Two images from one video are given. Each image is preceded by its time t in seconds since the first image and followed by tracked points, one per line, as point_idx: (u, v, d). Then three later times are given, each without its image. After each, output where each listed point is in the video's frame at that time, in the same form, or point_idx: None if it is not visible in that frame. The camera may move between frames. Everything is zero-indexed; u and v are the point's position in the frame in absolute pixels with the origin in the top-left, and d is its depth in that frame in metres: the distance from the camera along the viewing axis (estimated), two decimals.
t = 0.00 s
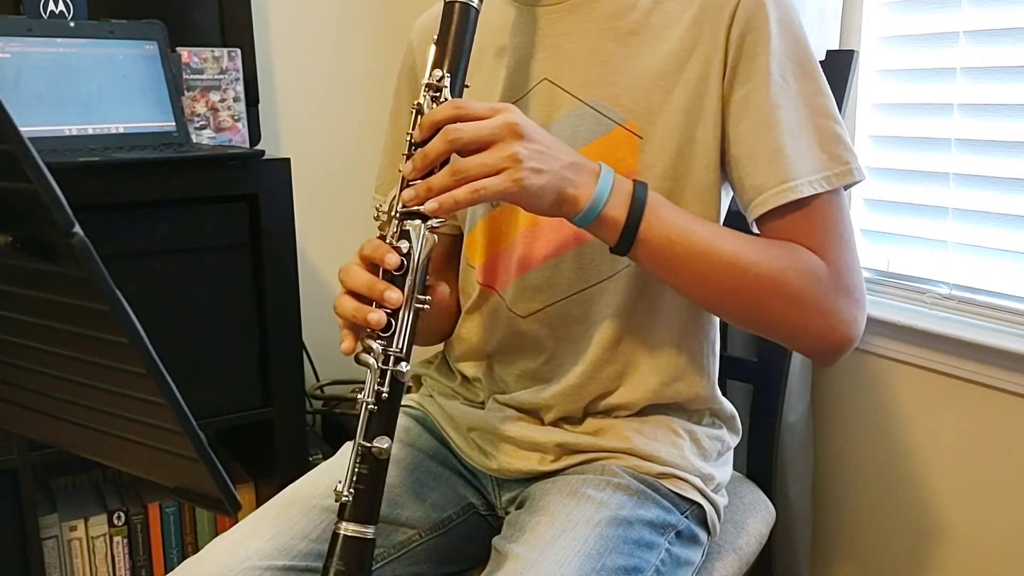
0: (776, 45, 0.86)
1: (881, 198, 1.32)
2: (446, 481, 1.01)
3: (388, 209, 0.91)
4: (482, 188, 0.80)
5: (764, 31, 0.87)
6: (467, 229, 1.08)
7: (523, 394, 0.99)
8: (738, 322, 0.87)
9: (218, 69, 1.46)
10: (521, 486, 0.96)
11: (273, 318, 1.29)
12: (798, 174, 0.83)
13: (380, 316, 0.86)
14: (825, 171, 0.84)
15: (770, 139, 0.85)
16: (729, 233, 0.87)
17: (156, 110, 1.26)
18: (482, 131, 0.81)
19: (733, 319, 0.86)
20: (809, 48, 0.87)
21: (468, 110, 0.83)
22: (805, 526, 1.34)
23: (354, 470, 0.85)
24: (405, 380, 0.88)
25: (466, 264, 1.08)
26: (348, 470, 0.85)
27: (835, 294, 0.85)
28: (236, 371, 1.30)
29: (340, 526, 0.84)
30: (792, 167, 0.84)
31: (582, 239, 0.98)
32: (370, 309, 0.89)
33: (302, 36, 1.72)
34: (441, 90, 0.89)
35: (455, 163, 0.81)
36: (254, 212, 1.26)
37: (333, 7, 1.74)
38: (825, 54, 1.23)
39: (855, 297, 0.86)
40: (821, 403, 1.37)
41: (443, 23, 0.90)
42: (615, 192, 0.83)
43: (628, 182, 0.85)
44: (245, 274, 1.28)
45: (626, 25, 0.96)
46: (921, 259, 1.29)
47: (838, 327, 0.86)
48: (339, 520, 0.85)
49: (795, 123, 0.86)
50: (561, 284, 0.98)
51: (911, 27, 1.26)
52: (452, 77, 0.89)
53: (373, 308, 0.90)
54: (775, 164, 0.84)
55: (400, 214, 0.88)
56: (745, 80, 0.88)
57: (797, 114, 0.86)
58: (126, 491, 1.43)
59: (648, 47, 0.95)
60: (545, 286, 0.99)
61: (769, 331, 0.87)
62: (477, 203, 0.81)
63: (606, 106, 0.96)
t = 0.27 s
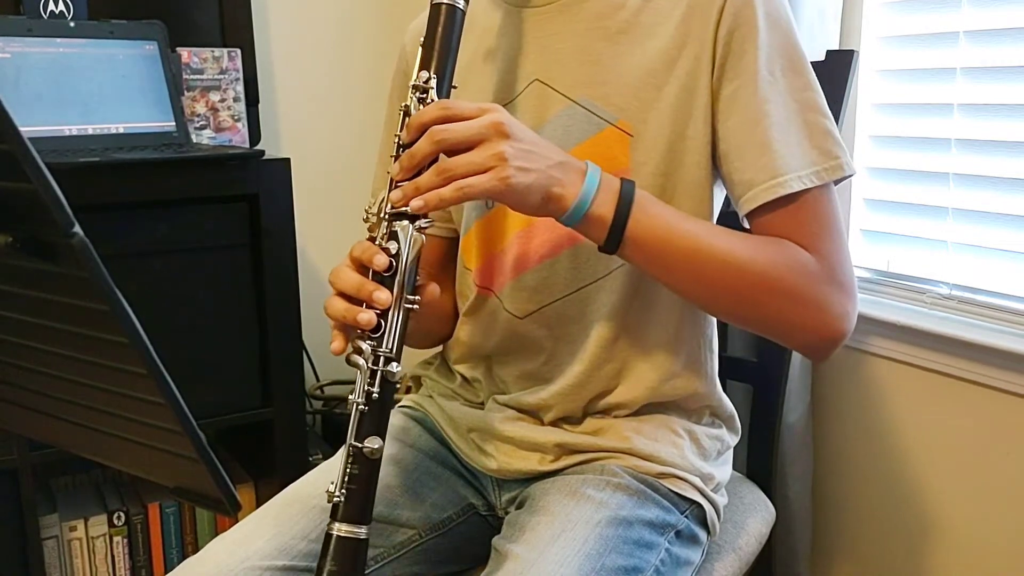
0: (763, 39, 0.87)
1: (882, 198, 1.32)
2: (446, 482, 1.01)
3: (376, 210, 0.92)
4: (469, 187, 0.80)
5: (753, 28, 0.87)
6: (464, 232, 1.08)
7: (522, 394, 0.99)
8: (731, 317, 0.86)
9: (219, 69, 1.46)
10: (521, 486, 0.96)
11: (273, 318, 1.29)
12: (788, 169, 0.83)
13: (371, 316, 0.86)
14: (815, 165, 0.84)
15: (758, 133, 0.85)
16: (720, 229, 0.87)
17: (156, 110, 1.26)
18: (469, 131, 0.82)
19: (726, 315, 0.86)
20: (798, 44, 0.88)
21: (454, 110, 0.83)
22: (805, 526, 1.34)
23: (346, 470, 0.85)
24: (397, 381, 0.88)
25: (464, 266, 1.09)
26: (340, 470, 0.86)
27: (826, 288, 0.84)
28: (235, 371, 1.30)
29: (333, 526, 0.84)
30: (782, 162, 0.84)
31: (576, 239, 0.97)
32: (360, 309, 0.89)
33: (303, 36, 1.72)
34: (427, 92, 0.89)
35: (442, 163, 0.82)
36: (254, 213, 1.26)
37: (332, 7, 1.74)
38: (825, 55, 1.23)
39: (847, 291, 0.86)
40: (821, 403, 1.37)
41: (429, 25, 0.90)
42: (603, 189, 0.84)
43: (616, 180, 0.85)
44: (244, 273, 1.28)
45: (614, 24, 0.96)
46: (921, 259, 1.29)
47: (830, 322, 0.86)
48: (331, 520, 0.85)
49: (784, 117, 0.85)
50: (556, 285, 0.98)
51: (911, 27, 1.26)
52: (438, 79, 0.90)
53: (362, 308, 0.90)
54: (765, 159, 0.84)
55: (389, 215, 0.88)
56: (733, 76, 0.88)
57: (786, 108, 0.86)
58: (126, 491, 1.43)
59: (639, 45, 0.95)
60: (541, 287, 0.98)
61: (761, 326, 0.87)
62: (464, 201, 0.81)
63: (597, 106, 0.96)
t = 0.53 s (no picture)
0: (756, 38, 0.87)
1: (881, 198, 1.32)
2: (446, 482, 1.01)
3: (369, 215, 0.92)
4: (460, 189, 0.81)
5: (746, 27, 0.87)
6: (460, 234, 1.08)
7: (521, 395, 0.99)
8: (725, 317, 0.86)
9: (218, 69, 1.46)
10: (521, 486, 0.96)
11: (272, 318, 1.29)
12: (782, 167, 0.83)
13: (363, 319, 0.86)
14: (810, 163, 0.84)
15: (751, 131, 0.85)
16: (713, 229, 0.86)
17: (156, 110, 1.26)
18: (458, 133, 0.82)
19: (720, 314, 0.86)
20: (792, 42, 0.88)
21: (445, 113, 0.84)
22: (805, 525, 1.34)
23: (339, 472, 0.85)
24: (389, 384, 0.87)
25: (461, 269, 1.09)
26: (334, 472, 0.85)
27: (820, 286, 0.84)
28: (235, 370, 1.30)
29: (327, 528, 0.84)
30: (777, 160, 0.84)
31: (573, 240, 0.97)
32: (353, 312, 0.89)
33: (303, 36, 1.72)
34: (419, 95, 0.89)
35: (432, 166, 0.82)
36: (254, 213, 1.27)
37: (331, 7, 1.74)
38: (824, 55, 1.23)
39: (842, 289, 0.86)
40: (821, 403, 1.37)
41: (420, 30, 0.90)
42: (594, 189, 0.83)
43: (609, 181, 0.85)
44: (244, 273, 1.28)
45: (607, 24, 0.96)
46: (921, 259, 1.29)
47: (825, 320, 0.86)
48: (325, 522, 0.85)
49: (778, 115, 0.85)
50: (553, 286, 0.98)
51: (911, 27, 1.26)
52: (429, 82, 0.89)
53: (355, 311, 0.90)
54: (759, 158, 0.84)
55: (381, 219, 0.88)
56: (727, 75, 0.88)
57: (780, 106, 0.86)
58: (126, 491, 1.43)
59: (634, 45, 0.95)
60: (539, 287, 0.98)
61: (755, 325, 0.87)
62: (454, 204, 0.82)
63: (591, 106, 0.96)
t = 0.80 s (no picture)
0: (757, 40, 0.87)
1: (882, 198, 1.32)
2: (446, 482, 1.01)
3: (364, 217, 0.92)
4: (453, 192, 0.81)
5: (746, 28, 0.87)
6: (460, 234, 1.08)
7: (521, 396, 0.99)
8: (722, 320, 0.86)
9: (218, 69, 1.46)
10: (521, 487, 0.96)
11: (273, 318, 1.30)
12: (781, 171, 0.83)
13: (355, 321, 0.86)
14: (810, 167, 0.84)
15: (750, 133, 0.85)
16: (708, 232, 0.86)
17: (156, 110, 1.26)
18: (453, 135, 0.82)
19: (716, 317, 0.86)
20: (792, 43, 0.87)
21: (440, 115, 0.84)
22: (805, 525, 1.34)
23: (328, 474, 0.85)
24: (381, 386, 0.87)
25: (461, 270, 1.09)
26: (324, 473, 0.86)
27: (817, 290, 0.84)
28: (234, 370, 1.30)
29: (314, 529, 0.85)
30: (776, 162, 0.84)
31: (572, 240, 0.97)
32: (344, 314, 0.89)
33: (303, 36, 1.72)
34: (415, 97, 0.89)
35: (426, 168, 0.82)
36: (254, 213, 1.27)
37: (331, 7, 1.74)
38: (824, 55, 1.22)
39: (839, 292, 0.85)
40: (821, 403, 1.37)
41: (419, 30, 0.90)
42: (589, 191, 0.83)
43: (604, 183, 0.85)
44: (244, 273, 1.28)
45: (606, 25, 0.96)
46: (921, 259, 1.29)
47: (822, 321, 0.86)
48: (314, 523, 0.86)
49: (777, 117, 0.85)
50: (552, 287, 0.98)
51: (911, 27, 1.26)
52: (427, 84, 0.89)
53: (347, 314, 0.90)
54: (757, 160, 0.84)
55: (375, 221, 0.88)
56: (726, 77, 0.88)
57: (779, 108, 0.86)
58: (126, 491, 1.43)
59: (632, 45, 0.95)
60: (539, 289, 0.98)
61: (751, 328, 0.87)
62: (447, 206, 0.82)
63: (591, 108, 0.96)
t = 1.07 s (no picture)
0: (761, 53, 0.87)
1: (882, 198, 1.32)
2: (446, 483, 1.01)
3: (368, 229, 0.92)
4: (458, 209, 0.80)
5: (748, 34, 0.87)
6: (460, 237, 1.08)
7: (521, 399, 0.99)
8: (720, 333, 0.87)
9: (218, 70, 1.46)
10: (521, 487, 0.96)
11: (273, 319, 1.30)
12: (781, 186, 0.84)
13: (360, 336, 0.86)
14: (810, 183, 0.84)
15: (752, 148, 0.85)
16: (708, 246, 0.87)
17: (156, 110, 1.26)
18: (457, 151, 0.81)
19: (715, 331, 0.87)
20: (796, 54, 0.88)
21: (444, 130, 0.83)
22: (805, 525, 1.34)
23: (333, 487, 0.85)
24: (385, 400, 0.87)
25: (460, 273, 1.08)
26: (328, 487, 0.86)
27: (815, 305, 0.85)
28: (235, 370, 1.30)
29: (320, 542, 0.85)
30: (778, 176, 0.84)
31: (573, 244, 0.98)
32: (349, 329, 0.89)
33: (302, 36, 1.72)
34: (419, 109, 0.88)
35: (430, 185, 0.82)
36: (255, 213, 1.27)
37: (332, 10, 1.74)
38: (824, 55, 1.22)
39: (836, 308, 0.86)
40: (821, 404, 1.37)
41: (423, 36, 0.90)
42: (593, 207, 0.83)
43: (609, 198, 0.85)
44: (244, 274, 1.28)
45: (608, 29, 0.96)
46: (921, 260, 1.29)
47: (817, 336, 0.86)
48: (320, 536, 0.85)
49: (779, 132, 0.86)
50: (552, 292, 0.98)
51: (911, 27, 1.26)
52: (430, 96, 0.89)
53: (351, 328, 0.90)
54: (759, 172, 0.85)
55: (379, 234, 0.88)
56: (730, 87, 0.88)
57: (782, 122, 0.86)
58: (127, 491, 1.43)
59: (633, 48, 0.95)
60: (540, 295, 0.98)
61: (749, 341, 0.87)
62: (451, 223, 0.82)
63: (591, 113, 0.97)
